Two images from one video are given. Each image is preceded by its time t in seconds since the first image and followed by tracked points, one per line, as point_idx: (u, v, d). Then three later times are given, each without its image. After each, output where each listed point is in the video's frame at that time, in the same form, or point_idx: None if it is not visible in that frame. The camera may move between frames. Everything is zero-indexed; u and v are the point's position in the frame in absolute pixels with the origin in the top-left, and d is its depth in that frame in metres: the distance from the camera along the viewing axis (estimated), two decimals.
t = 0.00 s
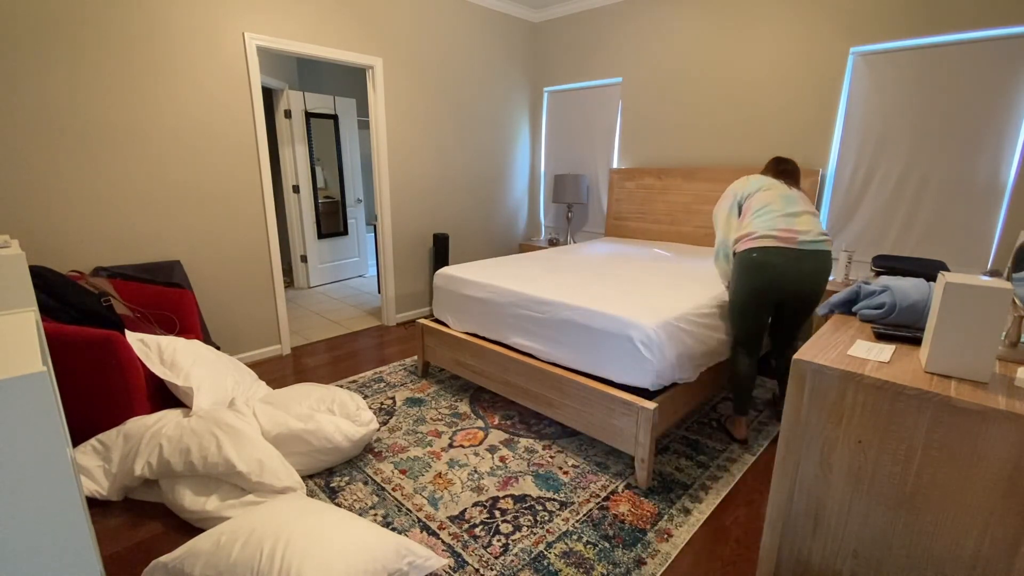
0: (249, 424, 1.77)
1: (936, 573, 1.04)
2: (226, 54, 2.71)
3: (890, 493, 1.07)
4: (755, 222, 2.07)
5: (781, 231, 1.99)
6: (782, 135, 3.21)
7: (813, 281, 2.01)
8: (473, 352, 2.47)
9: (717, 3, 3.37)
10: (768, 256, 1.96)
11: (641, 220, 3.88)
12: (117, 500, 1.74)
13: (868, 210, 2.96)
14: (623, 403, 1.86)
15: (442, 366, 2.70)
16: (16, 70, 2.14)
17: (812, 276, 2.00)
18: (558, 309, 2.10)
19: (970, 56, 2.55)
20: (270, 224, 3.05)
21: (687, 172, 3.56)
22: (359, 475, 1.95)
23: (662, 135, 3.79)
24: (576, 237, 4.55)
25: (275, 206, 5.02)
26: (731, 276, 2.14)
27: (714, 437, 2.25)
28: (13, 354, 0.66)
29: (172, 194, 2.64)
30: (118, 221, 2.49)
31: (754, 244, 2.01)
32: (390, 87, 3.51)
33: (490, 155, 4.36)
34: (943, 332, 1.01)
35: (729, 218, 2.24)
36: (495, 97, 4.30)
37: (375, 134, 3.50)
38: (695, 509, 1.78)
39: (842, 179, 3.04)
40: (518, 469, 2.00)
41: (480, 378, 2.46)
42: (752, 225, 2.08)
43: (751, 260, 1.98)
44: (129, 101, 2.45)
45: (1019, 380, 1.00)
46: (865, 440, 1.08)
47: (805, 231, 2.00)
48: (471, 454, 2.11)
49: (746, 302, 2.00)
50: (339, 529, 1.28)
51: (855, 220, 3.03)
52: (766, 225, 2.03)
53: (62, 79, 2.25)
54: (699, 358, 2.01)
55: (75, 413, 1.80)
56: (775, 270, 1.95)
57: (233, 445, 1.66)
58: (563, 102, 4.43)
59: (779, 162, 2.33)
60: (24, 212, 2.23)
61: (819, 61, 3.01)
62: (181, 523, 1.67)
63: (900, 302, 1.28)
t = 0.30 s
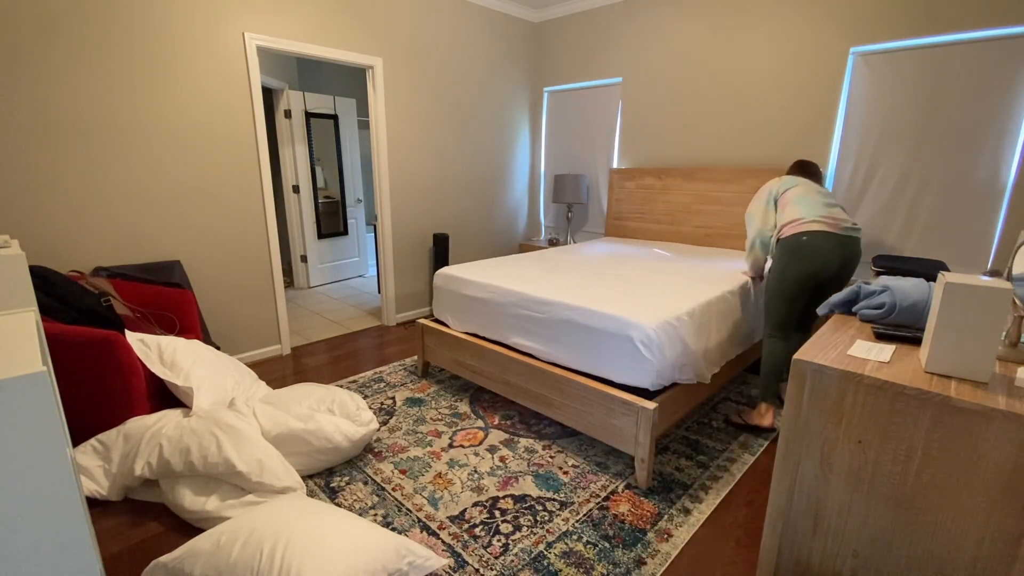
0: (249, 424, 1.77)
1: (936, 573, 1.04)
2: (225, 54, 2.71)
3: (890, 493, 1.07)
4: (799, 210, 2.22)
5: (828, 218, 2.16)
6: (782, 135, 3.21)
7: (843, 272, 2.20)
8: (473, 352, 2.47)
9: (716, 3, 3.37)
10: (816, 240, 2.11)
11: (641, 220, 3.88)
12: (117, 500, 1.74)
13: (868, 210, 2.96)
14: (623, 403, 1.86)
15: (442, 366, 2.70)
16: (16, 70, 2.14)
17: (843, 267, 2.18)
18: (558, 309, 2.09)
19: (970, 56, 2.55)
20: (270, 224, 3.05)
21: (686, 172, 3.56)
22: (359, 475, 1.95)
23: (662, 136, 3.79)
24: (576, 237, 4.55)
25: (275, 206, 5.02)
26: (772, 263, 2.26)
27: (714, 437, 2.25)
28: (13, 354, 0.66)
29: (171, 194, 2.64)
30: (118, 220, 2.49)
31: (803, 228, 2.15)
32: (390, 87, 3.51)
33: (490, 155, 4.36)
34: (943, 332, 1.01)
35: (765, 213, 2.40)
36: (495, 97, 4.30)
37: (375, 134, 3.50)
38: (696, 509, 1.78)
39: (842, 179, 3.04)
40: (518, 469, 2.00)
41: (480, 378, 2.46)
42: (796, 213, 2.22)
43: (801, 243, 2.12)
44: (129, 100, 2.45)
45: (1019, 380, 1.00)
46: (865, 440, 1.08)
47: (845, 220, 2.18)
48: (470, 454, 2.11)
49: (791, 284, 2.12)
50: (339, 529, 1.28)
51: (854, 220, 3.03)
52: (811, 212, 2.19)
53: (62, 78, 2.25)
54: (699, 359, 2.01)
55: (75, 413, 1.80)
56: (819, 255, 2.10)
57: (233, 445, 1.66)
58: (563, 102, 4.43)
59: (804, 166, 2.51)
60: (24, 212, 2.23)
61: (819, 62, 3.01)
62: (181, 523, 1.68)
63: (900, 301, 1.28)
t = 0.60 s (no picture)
0: (250, 424, 1.77)
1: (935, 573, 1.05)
2: (225, 54, 2.71)
3: (890, 493, 1.07)
4: (799, 207, 2.22)
5: (827, 215, 2.15)
6: (782, 135, 3.21)
7: (843, 266, 2.20)
8: (473, 352, 2.46)
9: (716, 3, 3.37)
10: (816, 236, 2.10)
11: (641, 220, 3.88)
12: (116, 500, 1.74)
13: (868, 210, 2.96)
14: (623, 403, 1.86)
15: (442, 366, 2.70)
16: (16, 70, 2.14)
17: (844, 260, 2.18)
18: (558, 309, 2.09)
19: (969, 56, 2.55)
20: (270, 224, 3.05)
21: (686, 172, 3.56)
22: (359, 475, 1.95)
23: (662, 135, 3.79)
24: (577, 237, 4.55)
25: (275, 206, 5.02)
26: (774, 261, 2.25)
27: (714, 437, 2.25)
28: (13, 354, 0.66)
29: (172, 194, 2.64)
30: (118, 221, 2.49)
31: (802, 225, 2.15)
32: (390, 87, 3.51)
33: (490, 155, 4.36)
34: (943, 332, 1.01)
35: (765, 212, 2.40)
36: (496, 96, 4.30)
37: (375, 134, 3.50)
38: (695, 509, 1.78)
39: (842, 179, 3.04)
40: (518, 469, 2.00)
41: (481, 378, 2.46)
42: (795, 210, 2.22)
43: (800, 240, 2.12)
44: (129, 100, 2.44)
45: (1018, 380, 1.00)
46: (865, 440, 1.08)
47: (843, 216, 2.18)
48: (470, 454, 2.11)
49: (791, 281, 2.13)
50: (339, 528, 1.29)
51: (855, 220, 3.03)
52: (810, 209, 2.19)
53: (61, 78, 2.25)
54: (699, 359, 2.01)
55: (76, 412, 1.80)
56: (820, 251, 2.10)
57: (233, 445, 1.66)
58: (563, 102, 4.43)
59: (801, 162, 2.52)
60: (24, 211, 2.23)
61: (819, 62, 3.01)
62: (181, 523, 1.68)
63: (901, 301, 1.28)
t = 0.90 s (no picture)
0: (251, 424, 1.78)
1: (935, 573, 1.05)
2: (226, 53, 2.71)
3: (890, 493, 1.07)
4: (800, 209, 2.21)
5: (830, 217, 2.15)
6: (782, 135, 3.22)
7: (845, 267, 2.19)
8: (474, 352, 2.46)
9: (716, 3, 3.37)
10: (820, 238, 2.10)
11: (641, 220, 3.88)
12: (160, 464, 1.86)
13: (868, 210, 2.96)
14: (623, 403, 1.86)
15: (441, 366, 2.70)
16: (15, 70, 2.14)
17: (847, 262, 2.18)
18: (558, 310, 2.10)
19: (969, 56, 2.55)
20: (270, 224, 3.05)
21: (686, 172, 3.57)
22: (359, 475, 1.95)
23: (662, 135, 3.79)
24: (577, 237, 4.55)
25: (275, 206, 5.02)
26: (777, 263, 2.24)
27: (714, 437, 2.25)
28: (14, 354, 0.66)
29: (172, 194, 2.65)
30: (117, 221, 2.49)
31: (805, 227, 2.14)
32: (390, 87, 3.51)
33: (490, 155, 4.36)
34: (943, 331, 1.01)
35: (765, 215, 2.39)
36: (496, 96, 4.30)
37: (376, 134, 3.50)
38: (695, 509, 1.78)
39: (842, 179, 3.04)
40: (518, 469, 2.00)
41: (481, 378, 2.46)
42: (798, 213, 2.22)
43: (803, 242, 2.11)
44: (129, 100, 2.44)
45: (1019, 380, 1.00)
46: (865, 440, 1.08)
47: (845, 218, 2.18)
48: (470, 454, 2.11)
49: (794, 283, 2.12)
50: (338, 528, 1.28)
51: (854, 220, 3.03)
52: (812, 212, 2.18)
53: (61, 78, 2.25)
54: (699, 359, 2.01)
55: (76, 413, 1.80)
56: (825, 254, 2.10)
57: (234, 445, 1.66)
58: (563, 102, 4.43)
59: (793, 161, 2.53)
60: (24, 211, 2.23)
61: (819, 62, 3.01)
62: (181, 523, 1.67)
63: (901, 302, 1.28)
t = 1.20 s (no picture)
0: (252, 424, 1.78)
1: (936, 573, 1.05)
2: (225, 53, 2.71)
3: (890, 493, 1.07)
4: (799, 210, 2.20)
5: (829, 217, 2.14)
6: (782, 135, 3.22)
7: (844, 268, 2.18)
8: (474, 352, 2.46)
9: (716, 3, 3.37)
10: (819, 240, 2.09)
11: (641, 219, 3.88)
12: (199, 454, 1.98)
13: (868, 210, 2.96)
14: (622, 403, 1.86)
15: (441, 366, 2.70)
16: (15, 71, 2.14)
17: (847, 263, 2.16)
18: (558, 310, 2.10)
19: (970, 56, 2.55)
20: (270, 224, 3.05)
21: (686, 172, 3.57)
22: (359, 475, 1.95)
23: (662, 136, 3.79)
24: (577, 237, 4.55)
25: (275, 206, 5.01)
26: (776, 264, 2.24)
27: (714, 437, 2.25)
28: (14, 354, 0.66)
29: (172, 194, 2.65)
30: (118, 221, 2.49)
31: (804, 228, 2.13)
32: (390, 87, 3.51)
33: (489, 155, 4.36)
34: (943, 331, 1.01)
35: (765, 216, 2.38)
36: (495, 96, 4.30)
37: (376, 134, 3.50)
38: (696, 509, 1.78)
39: (841, 180, 3.04)
40: (518, 469, 2.00)
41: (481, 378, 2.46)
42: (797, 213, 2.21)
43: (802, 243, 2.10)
44: (129, 100, 2.44)
45: (1019, 380, 1.00)
46: (865, 440, 1.08)
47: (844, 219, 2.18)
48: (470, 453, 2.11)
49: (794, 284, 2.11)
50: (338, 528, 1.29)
51: (854, 220, 3.03)
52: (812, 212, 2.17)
53: (60, 78, 2.25)
54: (699, 360, 2.01)
55: (75, 412, 1.80)
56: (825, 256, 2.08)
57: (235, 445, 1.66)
58: (563, 102, 4.43)
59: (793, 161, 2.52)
60: (23, 211, 2.23)
61: (819, 62, 3.01)
62: (181, 523, 1.68)
63: (901, 302, 1.29)
